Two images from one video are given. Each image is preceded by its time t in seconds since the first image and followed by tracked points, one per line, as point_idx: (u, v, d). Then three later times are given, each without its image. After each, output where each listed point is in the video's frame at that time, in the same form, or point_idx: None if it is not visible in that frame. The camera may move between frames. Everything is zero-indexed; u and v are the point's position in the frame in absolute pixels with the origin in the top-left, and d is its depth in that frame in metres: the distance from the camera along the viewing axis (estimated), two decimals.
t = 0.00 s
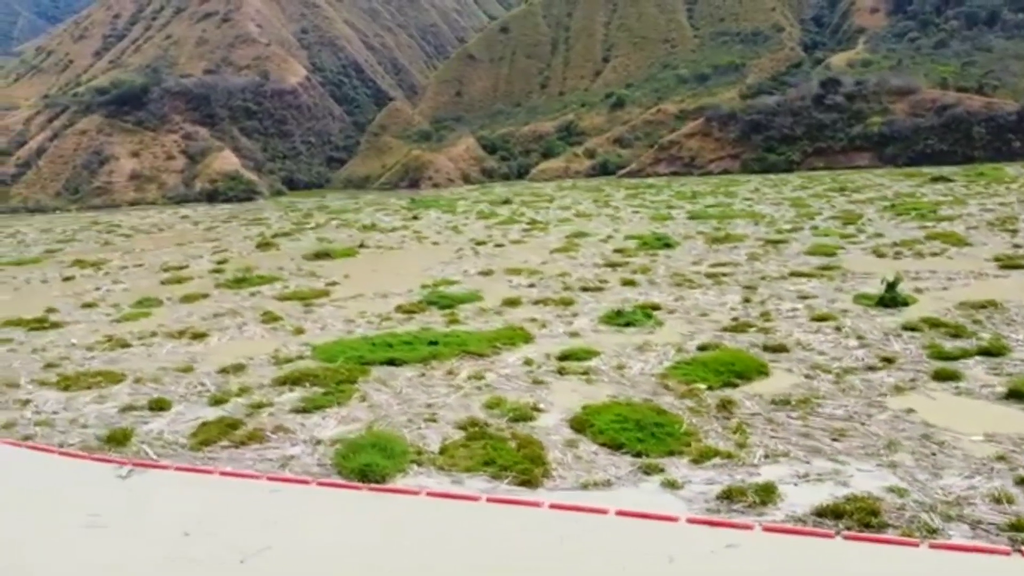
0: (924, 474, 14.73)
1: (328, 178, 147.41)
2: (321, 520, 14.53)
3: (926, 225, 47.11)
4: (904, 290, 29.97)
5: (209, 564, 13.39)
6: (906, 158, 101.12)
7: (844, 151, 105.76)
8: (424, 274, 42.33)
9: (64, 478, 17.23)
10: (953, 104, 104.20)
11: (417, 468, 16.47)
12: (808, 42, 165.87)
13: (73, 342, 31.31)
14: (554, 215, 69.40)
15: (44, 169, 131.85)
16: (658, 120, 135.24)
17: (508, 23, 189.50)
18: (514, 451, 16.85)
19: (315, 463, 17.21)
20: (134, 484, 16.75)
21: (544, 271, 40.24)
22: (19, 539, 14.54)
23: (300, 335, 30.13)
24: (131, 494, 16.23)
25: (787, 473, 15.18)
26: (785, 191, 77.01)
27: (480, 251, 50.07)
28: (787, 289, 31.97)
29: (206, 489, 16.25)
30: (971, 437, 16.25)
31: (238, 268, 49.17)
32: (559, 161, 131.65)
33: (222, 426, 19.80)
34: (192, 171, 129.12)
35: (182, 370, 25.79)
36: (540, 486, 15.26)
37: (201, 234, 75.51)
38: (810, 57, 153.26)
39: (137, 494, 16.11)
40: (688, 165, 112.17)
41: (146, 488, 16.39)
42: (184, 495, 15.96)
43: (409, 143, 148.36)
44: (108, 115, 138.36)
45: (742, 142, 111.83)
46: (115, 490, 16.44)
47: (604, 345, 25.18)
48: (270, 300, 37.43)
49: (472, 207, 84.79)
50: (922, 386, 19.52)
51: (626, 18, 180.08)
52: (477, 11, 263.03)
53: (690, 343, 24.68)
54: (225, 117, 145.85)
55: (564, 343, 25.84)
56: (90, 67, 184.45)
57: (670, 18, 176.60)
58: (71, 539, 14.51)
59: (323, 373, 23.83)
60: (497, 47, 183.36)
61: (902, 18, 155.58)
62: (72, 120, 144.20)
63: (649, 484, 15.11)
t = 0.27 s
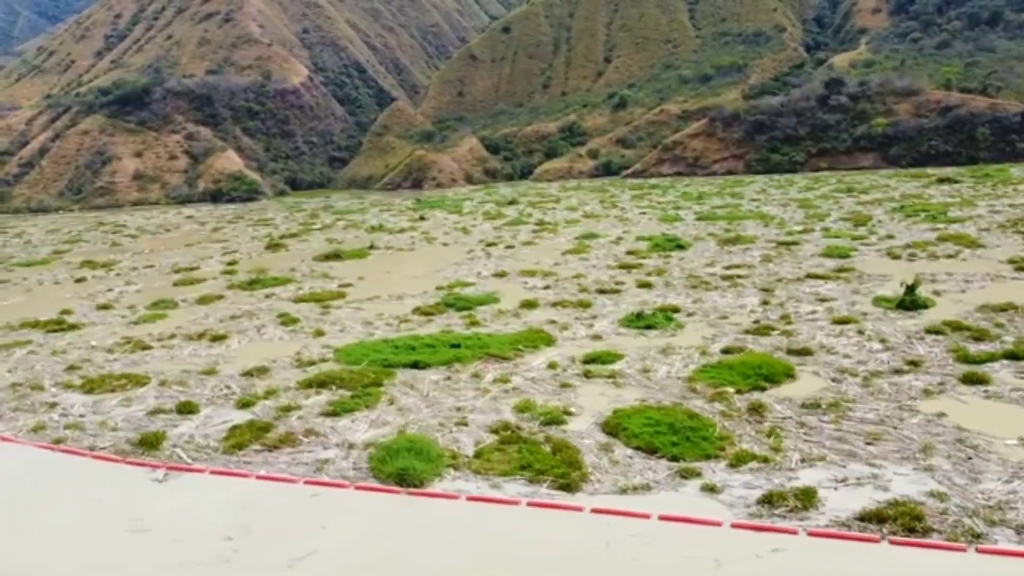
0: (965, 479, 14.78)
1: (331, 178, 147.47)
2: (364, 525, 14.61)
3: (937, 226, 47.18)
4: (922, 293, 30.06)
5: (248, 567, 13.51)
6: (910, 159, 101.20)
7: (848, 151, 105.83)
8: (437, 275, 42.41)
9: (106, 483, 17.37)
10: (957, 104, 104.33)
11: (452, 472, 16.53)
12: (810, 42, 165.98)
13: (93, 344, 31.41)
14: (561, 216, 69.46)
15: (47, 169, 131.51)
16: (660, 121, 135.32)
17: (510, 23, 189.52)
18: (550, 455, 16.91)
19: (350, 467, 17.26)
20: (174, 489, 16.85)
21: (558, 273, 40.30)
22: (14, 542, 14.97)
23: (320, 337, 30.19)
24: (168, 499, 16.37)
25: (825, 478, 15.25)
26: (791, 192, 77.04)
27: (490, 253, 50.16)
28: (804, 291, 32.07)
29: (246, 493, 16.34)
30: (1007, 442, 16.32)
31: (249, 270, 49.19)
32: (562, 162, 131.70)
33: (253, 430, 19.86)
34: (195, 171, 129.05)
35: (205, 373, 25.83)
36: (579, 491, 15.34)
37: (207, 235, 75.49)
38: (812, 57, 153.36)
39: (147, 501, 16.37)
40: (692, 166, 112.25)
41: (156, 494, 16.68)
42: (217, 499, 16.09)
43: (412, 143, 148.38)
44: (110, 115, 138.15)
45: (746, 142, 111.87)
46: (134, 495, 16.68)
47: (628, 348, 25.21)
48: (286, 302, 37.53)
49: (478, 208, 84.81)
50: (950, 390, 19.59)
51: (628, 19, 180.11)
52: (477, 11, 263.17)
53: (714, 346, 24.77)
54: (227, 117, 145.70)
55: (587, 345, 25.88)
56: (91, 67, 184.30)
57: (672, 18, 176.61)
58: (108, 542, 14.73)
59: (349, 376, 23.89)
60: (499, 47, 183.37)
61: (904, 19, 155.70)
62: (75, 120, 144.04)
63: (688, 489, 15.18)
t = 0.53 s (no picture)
0: (1003, 484, 14.88)
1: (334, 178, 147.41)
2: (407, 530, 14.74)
3: (948, 228, 47.25)
4: (940, 296, 30.15)
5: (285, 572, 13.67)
6: (914, 159, 101.28)
7: (852, 152, 105.86)
8: (450, 277, 42.47)
9: (148, 486, 17.47)
10: (962, 106, 104.45)
11: (489, 476, 16.61)
12: (812, 43, 166.03)
13: (113, 346, 31.49)
14: (569, 217, 69.50)
15: (50, 170, 131.30)
16: (663, 122, 135.36)
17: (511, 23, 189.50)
18: (585, 459, 16.98)
19: (386, 471, 17.35)
20: (212, 492, 16.96)
21: (573, 275, 40.37)
22: (14, 542, 15.42)
23: (340, 339, 30.23)
24: (195, 500, 16.61)
25: (864, 482, 15.34)
26: (798, 193, 77.10)
27: (501, 254, 50.20)
28: (822, 294, 32.14)
29: (284, 499, 16.46)
30: None
31: (260, 271, 49.22)
32: (566, 162, 131.67)
33: (283, 433, 19.92)
34: (198, 171, 129.00)
35: (229, 375, 25.89)
36: (618, 496, 15.44)
37: (214, 236, 75.47)
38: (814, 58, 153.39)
39: (143, 499, 16.87)
40: (696, 167, 112.22)
41: (150, 491, 17.24)
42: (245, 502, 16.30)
43: (415, 143, 148.33)
44: (113, 116, 137.98)
45: (750, 143, 111.91)
46: (133, 495, 17.18)
47: (652, 351, 25.27)
48: (302, 304, 37.60)
49: (484, 209, 84.82)
50: (979, 393, 19.68)
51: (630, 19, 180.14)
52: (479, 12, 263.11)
53: (738, 349, 24.83)
54: (230, 118, 145.62)
55: (609, 348, 25.93)
56: (93, 67, 184.19)
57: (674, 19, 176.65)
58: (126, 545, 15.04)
59: (374, 379, 23.92)
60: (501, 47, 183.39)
61: (907, 19, 155.79)
62: (77, 120, 143.83)
63: (727, 493, 15.28)
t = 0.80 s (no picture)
0: None
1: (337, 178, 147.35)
2: (443, 534, 14.86)
3: (958, 230, 47.32)
4: (959, 299, 30.20)
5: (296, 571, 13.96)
6: (918, 160, 101.36)
7: (857, 153, 105.94)
8: (464, 280, 42.48)
9: (167, 490, 17.65)
10: (966, 107, 104.57)
11: (526, 481, 16.65)
12: (814, 43, 166.09)
13: (132, 348, 31.54)
14: (576, 218, 69.51)
15: (53, 170, 131.03)
16: (666, 122, 135.35)
17: (512, 23, 190.20)
18: (620, 463, 17.05)
19: (421, 475, 17.41)
20: (245, 497, 17.03)
21: (587, 277, 40.40)
22: (14, 542, 15.70)
23: (359, 342, 30.25)
24: (200, 498, 16.99)
25: (902, 486, 15.42)
26: (804, 194, 77.11)
27: (513, 256, 50.20)
28: (839, 296, 32.19)
29: (320, 503, 16.54)
30: None
31: (271, 273, 49.19)
32: (569, 163, 131.62)
33: (314, 437, 19.93)
34: (201, 172, 128.85)
35: (252, 378, 25.90)
36: (656, 500, 15.53)
37: (221, 236, 75.33)
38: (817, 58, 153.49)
39: (142, 500, 17.27)
40: (700, 167, 112.16)
41: (148, 491, 17.63)
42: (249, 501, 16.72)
43: (417, 143, 148.24)
44: (115, 116, 137.75)
45: (754, 144, 111.94)
46: (131, 495, 17.56)
47: (675, 354, 25.29)
48: (317, 306, 37.61)
49: (490, 210, 84.78)
50: (1008, 398, 19.73)
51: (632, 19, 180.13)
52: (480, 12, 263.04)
53: (761, 353, 24.87)
54: (233, 118, 145.45)
55: (632, 351, 25.96)
56: (95, 67, 183.97)
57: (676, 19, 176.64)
58: (131, 546, 15.38)
59: (399, 382, 23.94)
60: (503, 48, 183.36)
61: (909, 20, 155.82)
62: (80, 120, 143.55)
63: (765, 498, 15.36)
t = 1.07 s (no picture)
0: None
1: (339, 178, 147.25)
2: (483, 538, 14.96)
3: (969, 233, 47.43)
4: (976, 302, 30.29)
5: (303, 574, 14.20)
6: (923, 161, 101.48)
7: (861, 154, 106.07)
8: (477, 282, 42.51)
9: (178, 493, 17.89)
10: (970, 108, 104.73)
11: (562, 485, 16.73)
12: (816, 44, 166.22)
13: (151, 351, 31.59)
14: (584, 220, 69.53)
15: (56, 170, 130.86)
16: (669, 123, 135.39)
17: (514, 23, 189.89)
18: (654, 468, 17.13)
19: (456, 479, 17.47)
20: (284, 502, 17.07)
21: (601, 279, 40.45)
22: (14, 542, 15.99)
23: (378, 345, 30.28)
24: (206, 501, 17.34)
25: (938, 491, 15.52)
26: (810, 196, 77.17)
27: (524, 258, 50.25)
28: (856, 299, 32.27)
29: (357, 507, 16.59)
30: None
31: (283, 274, 49.19)
32: (572, 163, 131.62)
33: (345, 441, 19.98)
34: (204, 172, 128.69)
35: (275, 381, 25.95)
36: (695, 505, 15.60)
37: (228, 238, 75.25)
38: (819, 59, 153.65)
39: (143, 500, 17.61)
40: (704, 168, 112.15)
41: (148, 492, 17.97)
42: (254, 503, 17.06)
43: (420, 144, 148.18)
44: (118, 116, 137.53)
45: (758, 145, 112.01)
46: (133, 495, 17.89)
47: (699, 358, 25.35)
48: (332, 308, 37.67)
49: (496, 211, 84.79)
50: None
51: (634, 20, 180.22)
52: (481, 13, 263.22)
53: (784, 357, 24.94)
54: (235, 118, 145.29)
55: (654, 355, 26.01)
56: (97, 67, 183.80)
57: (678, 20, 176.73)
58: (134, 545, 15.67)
59: (424, 385, 23.98)
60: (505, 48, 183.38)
61: (911, 20, 155.97)
62: (82, 120, 143.35)
63: (803, 503, 15.43)
